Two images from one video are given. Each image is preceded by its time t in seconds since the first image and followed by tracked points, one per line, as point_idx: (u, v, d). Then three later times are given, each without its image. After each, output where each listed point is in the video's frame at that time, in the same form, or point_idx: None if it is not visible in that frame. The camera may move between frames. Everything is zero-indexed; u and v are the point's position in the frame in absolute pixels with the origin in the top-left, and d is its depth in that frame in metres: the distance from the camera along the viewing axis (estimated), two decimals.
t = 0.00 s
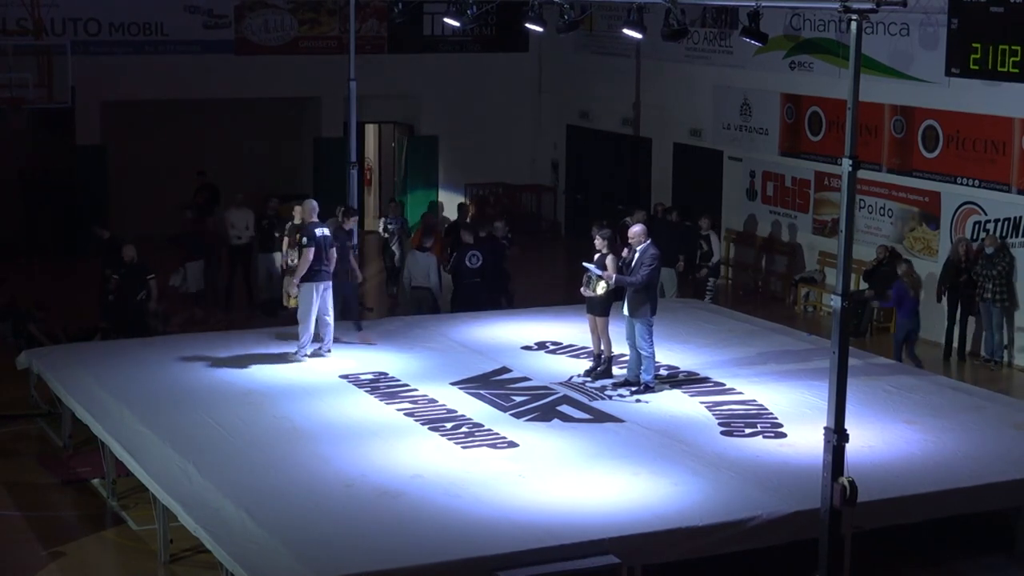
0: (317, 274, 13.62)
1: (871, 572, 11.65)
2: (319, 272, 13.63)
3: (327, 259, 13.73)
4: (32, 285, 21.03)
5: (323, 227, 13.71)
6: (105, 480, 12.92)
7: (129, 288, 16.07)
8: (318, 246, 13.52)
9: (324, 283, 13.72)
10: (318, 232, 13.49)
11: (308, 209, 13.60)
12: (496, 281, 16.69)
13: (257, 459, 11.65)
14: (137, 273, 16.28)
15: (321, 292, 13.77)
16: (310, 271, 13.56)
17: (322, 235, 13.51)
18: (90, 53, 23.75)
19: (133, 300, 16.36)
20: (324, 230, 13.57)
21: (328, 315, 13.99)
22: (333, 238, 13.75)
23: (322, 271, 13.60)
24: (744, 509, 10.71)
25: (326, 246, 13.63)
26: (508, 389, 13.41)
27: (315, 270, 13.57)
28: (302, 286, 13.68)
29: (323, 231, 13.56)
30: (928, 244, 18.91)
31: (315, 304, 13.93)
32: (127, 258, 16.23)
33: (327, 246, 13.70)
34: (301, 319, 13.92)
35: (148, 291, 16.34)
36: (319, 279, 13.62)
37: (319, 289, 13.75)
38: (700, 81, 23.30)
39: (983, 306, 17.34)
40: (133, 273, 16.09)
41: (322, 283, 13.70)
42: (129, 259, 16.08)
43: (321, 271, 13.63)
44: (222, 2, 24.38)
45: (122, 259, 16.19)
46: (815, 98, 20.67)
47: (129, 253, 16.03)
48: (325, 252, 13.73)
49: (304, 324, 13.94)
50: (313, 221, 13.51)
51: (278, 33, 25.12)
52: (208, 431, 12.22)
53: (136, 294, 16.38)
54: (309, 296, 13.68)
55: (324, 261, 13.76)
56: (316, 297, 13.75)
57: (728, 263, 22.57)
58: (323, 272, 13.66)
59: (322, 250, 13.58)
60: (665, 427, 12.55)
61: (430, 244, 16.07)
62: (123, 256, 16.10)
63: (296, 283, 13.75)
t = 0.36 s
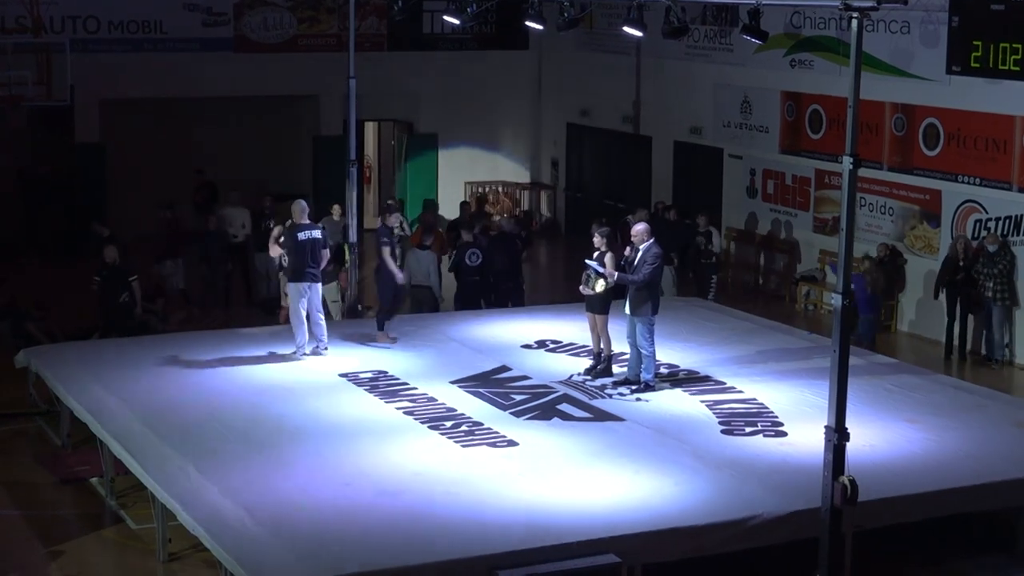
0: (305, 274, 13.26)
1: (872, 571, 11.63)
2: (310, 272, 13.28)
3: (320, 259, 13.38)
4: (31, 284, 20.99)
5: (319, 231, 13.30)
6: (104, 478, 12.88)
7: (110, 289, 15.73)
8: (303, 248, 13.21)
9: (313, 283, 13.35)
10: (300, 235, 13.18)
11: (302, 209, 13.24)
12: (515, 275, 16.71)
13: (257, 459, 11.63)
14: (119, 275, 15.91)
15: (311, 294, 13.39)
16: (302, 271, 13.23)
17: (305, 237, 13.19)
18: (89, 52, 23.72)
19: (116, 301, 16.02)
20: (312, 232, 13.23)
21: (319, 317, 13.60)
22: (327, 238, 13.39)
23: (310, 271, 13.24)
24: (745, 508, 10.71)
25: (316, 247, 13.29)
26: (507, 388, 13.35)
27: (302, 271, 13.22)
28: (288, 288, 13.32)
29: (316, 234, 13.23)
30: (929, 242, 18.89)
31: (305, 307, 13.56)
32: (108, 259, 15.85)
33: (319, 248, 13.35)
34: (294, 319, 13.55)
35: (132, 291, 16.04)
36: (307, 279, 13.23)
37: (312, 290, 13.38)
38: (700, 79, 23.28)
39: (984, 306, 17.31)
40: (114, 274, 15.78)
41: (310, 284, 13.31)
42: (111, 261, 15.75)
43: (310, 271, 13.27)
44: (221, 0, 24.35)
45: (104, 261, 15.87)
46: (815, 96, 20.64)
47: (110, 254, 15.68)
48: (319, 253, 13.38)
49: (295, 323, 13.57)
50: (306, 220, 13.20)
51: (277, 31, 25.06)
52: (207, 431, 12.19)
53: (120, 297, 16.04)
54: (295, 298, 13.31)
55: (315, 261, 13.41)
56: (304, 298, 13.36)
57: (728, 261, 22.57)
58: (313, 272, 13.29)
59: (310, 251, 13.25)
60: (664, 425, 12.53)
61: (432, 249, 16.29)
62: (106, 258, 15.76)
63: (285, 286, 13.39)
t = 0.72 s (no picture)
0: (290, 273, 12.81)
1: None
2: (296, 273, 12.81)
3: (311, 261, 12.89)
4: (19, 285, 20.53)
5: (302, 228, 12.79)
6: (88, 486, 12.43)
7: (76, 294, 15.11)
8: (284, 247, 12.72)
9: (300, 284, 12.87)
10: (279, 232, 12.70)
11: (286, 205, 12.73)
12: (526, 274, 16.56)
13: (244, 466, 11.21)
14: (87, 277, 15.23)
15: (297, 295, 12.92)
16: (291, 268, 12.80)
17: (284, 235, 12.70)
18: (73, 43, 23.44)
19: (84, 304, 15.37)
20: (295, 231, 12.72)
21: (307, 320, 13.17)
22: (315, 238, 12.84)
23: (298, 274, 12.82)
24: (753, 517, 10.28)
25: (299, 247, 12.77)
26: (506, 391, 12.87)
27: (287, 273, 12.79)
28: (274, 289, 12.89)
29: (300, 232, 12.73)
30: (944, 240, 18.39)
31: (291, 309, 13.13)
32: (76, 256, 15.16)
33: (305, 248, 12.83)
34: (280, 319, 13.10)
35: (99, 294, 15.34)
36: (291, 279, 12.81)
37: (298, 291, 12.90)
38: (706, 72, 22.80)
39: (1001, 307, 16.71)
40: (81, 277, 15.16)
41: (296, 283, 12.86)
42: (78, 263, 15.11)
43: (295, 271, 12.81)
44: None
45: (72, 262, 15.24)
46: (826, 89, 20.12)
47: (76, 256, 15.03)
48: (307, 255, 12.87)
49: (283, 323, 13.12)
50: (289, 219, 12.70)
51: (267, 22, 24.67)
52: (193, 436, 11.76)
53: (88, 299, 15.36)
54: (279, 298, 12.86)
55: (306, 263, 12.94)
56: (287, 297, 12.88)
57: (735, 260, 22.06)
58: (299, 274, 12.83)
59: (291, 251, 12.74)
60: (668, 431, 12.07)
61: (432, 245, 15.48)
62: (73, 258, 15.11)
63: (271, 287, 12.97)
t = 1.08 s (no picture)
0: (276, 273, 12.24)
1: None
2: (282, 271, 12.24)
3: (299, 259, 12.29)
4: None
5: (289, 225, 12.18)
6: (63, 497, 11.83)
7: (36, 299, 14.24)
8: (269, 245, 12.13)
9: (286, 285, 12.31)
10: (262, 231, 12.10)
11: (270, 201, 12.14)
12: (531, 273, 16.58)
13: (227, 476, 10.64)
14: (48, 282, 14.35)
15: (283, 297, 12.35)
16: (278, 266, 12.22)
17: (267, 233, 12.10)
18: (47, 30, 22.59)
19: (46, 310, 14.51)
20: (279, 228, 12.11)
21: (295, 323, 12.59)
22: (301, 235, 12.22)
23: (285, 275, 12.25)
24: (763, 530, 9.74)
25: (284, 245, 12.17)
26: (504, 398, 12.25)
27: (271, 273, 12.23)
28: (259, 290, 12.32)
29: (285, 229, 12.12)
30: (964, 239, 17.75)
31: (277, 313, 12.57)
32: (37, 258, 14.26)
33: (291, 246, 12.22)
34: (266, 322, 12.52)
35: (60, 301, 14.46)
36: (276, 279, 12.22)
37: (284, 293, 12.33)
38: (714, 62, 22.24)
39: None
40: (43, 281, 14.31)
41: (282, 284, 12.27)
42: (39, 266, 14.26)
43: (280, 271, 12.24)
44: None
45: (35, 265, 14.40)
46: (840, 79, 19.55)
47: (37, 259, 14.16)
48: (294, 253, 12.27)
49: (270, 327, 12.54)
50: (273, 216, 12.11)
51: (253, 9, 23.71)
52: (174, 445, 11.17)
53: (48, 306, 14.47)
54: (263, 300, 12.30)
55: (293, 262, 12.35)
56: (273, 299, 12.30)
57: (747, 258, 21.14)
58: (285, 273, 12.26)
59: (274, 248, 12.15)
60: (674, 438, 11.48)
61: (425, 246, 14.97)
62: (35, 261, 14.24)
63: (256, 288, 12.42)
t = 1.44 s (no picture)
0: (261, 273, 11.85)
1: None
2: (269, 271, 11.85)
3: (285, 259, 11.94)
4: None
5: (275, 225, 11.78)
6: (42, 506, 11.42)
7: None
8: (254, 244, 11.74)
9: (272, 286, 11.92)
10: (246, 230, 11.69)
11: (257, 199, 11.75)
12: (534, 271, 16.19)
13: (211, 485, 10.23)
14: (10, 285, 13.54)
15: (269, 298, 11.96)
16: (266, 266, 11.85)
17: (252, 232, 11.70)
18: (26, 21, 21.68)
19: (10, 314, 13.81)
20: (264, 227, 11.72)
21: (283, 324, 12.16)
22: (288, 235, 11.85)
23: (271, 275, 11.86)
24: (767, 538, 9.36)
25: (270, 244, 11.78)
26: (498, 402, 11.85)
27: (256, 274, 11.83)
28: (244, 291, 11.94)
29: (269, 228, 11.72)
30: (975, 237, 17.26)
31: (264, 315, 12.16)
32: None
33: (277, 245, 11.84)
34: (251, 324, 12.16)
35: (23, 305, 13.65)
36: (262, 280, 11.84)
37: (270, 294, 11.94)
38: (715, 54, 21.79)
39: None
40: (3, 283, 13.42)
41: (268, 285, 11.89)
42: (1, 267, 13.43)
43: (266, 271, 11.84)
44: None
45: None
46: (846, 73, 19.11)
47: None
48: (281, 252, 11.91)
49: (255, 329, 12.17)
50: (260, 215, 11.73)
51: None
52: (155, 452, 10.76)
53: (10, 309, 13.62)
54: (248, 301, 11.90)
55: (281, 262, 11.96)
56: (256, 301, 11.91)
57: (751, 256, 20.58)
58: (272, 273, 11.87)
59: (259, 247, 11.76)
60: (675, 444, 11.08)
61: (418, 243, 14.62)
62: None
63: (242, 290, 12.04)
